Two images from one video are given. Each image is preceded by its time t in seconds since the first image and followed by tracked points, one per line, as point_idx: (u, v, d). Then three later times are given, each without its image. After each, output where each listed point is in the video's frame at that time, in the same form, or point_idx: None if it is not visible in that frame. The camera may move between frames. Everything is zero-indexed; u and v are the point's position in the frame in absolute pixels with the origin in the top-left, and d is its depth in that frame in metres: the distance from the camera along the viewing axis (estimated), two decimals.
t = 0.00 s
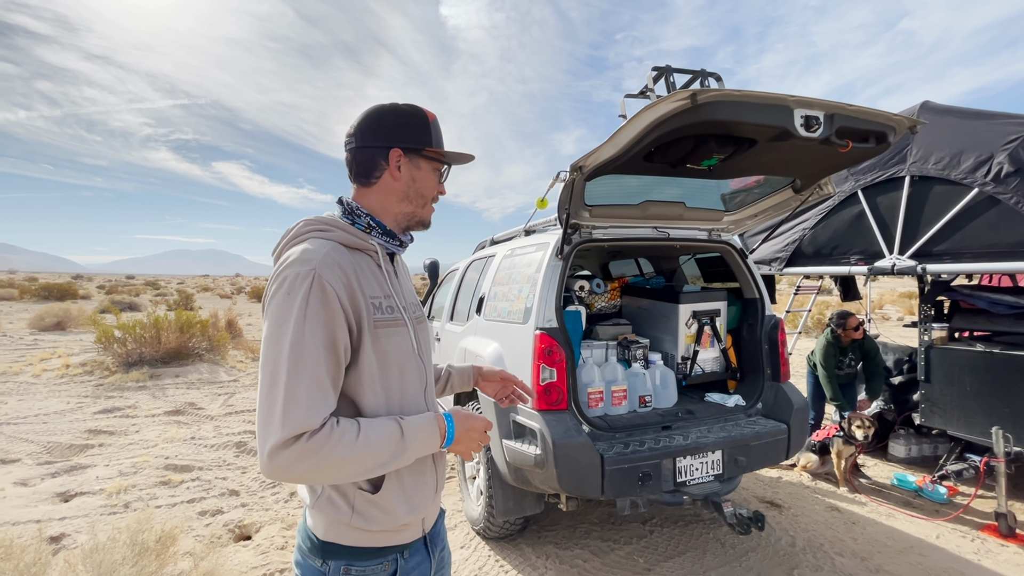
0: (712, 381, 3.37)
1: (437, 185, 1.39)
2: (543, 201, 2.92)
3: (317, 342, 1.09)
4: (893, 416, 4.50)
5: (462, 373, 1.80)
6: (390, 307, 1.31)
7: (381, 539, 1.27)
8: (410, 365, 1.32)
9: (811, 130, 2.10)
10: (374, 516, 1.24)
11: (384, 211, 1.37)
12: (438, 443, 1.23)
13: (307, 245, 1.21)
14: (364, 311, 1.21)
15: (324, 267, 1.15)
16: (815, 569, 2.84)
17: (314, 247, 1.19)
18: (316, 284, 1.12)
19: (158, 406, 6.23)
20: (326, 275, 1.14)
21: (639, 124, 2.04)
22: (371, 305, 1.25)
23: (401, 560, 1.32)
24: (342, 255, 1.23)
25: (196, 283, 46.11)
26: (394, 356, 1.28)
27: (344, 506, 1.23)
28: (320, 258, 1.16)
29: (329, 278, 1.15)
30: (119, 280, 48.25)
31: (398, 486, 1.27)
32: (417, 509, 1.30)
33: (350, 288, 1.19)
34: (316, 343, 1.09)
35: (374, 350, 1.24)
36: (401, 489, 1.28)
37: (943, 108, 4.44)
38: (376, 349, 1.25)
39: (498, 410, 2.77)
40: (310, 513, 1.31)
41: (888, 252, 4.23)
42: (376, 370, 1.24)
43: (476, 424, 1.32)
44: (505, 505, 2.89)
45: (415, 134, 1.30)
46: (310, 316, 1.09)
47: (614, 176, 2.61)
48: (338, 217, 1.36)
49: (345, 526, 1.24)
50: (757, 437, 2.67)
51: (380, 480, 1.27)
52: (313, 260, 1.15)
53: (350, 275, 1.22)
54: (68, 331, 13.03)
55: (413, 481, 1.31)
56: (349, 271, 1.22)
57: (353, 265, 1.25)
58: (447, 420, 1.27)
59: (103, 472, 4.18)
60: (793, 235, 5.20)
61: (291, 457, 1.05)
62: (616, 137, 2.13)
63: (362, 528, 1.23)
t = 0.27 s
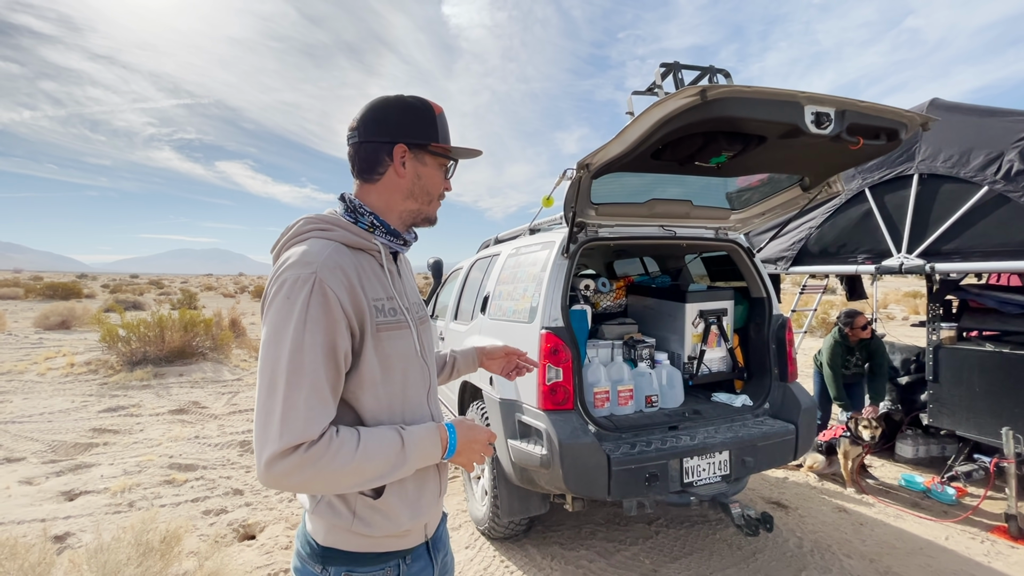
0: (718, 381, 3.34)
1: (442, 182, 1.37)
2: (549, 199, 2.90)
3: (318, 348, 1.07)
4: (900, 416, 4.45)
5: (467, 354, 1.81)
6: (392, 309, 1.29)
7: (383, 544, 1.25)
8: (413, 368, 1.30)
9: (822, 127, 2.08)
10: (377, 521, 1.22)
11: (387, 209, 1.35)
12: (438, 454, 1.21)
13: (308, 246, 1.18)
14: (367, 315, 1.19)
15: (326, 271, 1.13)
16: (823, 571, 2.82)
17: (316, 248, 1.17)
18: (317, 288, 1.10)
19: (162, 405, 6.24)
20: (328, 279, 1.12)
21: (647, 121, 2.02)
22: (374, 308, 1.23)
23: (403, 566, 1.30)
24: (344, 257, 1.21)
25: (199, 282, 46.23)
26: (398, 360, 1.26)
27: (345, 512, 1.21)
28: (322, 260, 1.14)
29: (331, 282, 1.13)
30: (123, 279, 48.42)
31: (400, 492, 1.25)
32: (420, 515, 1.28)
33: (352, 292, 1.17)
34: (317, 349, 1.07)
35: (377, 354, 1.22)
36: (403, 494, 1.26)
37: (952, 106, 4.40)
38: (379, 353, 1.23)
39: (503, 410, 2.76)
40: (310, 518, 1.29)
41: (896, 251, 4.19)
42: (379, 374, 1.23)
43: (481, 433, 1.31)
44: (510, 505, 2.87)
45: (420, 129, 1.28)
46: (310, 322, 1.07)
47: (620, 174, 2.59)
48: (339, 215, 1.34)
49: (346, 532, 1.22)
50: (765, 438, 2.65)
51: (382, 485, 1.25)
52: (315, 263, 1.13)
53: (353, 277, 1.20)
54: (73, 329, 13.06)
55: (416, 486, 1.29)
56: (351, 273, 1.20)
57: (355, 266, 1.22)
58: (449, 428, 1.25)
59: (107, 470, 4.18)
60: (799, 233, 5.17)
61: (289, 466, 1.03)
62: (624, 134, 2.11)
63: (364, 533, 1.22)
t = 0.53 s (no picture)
0: (723, 381, 3.32)
1: (440, 177, 1.34)
2: (553, 197, 2.88)
3: (302, 351, 1.06)
4: (906, 416, 4.41)
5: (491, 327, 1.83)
6: (387, 309, 1.27)
7: (383, 545, 1.24)
8: (410, 367, 1.29)
9: (830, 124, 2.06)
10: (375, 522, 1.21)
11: (384, 207, 1.34)
12: (430, 462, 1.16)
13: (299, 246, 1.18)
14: (357, 315, 1.18)
15: (312, 273, 1.12)
16: (829, 572, 2.80)
17: (305, 249, 1.16)
18: (303, 290, 1.09)
19: (164, 404, 6.24)
20: (313, 281, 1.11)
21: (653, 118, 2.00)
22: (367, 308, 1.22)
23: (404, 567, 1.29)
24: (335, 257, 1.20)
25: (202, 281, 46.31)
26: (392, 360, 1.25)
27: (343, 513, 1.20)
28: (308, 261, 1.13)
29: (317, 283, 1.11)
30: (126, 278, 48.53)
31: (398, 493, 1.24)
32: (420, 516, 1.27)
33: (341, 294, 1.16)
34: (301, 352, 1.06)
35: (369, 354, 1.21)
36: (401, 495, 1.25)
37: (959, 103, 4.37)
38: (372, 353, 1.22)
39: (507, 409, 2.74)
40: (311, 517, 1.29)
41: (902, 249, 4.16)
42: (372, 374, 1.21)
43: (479, 442, 1.24)
44: (514, 505, 2.86)
45: (412, 123, 1.25)
46: (295, 325, 1.06)
47: (624, 172, 2.57)
48: (332, 214, 1.33)
49: (345, 533, 1.22)
50: (771, 437, 2.62)
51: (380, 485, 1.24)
52: (301, 264, 1.12)
53: (342, 277, 1.18)
54: (76, 328, 13.08)
55: (415, 486, 1.27)
56: (341, 273, 1.18)
57: (346, 266, 1.21)
58: (444, 434, 1.19)
59: (111, 469, 4.18)
60: (804, 232, 5.14)
61: (273, 470, 1.03)
62: (629, 131, 2.09)
63: (362, 534, 1.21)
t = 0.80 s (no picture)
0: (726, 380, 3.32)
1: (424, 172, 1.30)
2: (556, 196, 2.87)
3: (282, 348, 1.07)
4: (908, 415, 4.39)
5: (528, 306, 1.80)
6: (378, 306, 1.27)
7: (377, 543, 1.24)
8: (403, 365, 1.28)
9: (835, 122, 2.05)
10: (367, 520, 1.21)
11: (370, 204, 1.33)
12: (413, 466, 1.12)
13: (289, 246, 1.20)
14: (343, 313, 1.18)
15: (296, 272, 1.13)
16: (833, 572, 2.79)
17: (292, 248, 1.18)
18: (285, 289, 1.10)
19: (166, 403, 6.24)
20: (296, 279, 1.11)
21: (657, 116, 1.99)
22: (356, 306, 1.22)
23: (399, 567, 1.28)
24: (324, 255, 1.21)
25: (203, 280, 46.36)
26: (383, 358, 1.24)
27: (337, 509, 1.22)
28: (293, 260, 1.15)
29: (300, 281, 1.12)
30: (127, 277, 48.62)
31: (391, 492, 1.23)
32: (413, 516, 1.25)
33: (326, 292, 1.16)
34: (280, 350, 1.07)
35: (358, 352, 1.20)
36: (394, 494, 1.24)
37: (963, 101, 4.35)
38: (363, 350, 1.21)
39: (509, 408, 2.74)
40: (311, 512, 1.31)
41: (906, 248, 4.15)
42: (363, 371, 1.21)
43: (466, 449, 1.18)
44: (516, 504, 2.85)
45: (391, 116, 1.23)
46: (276, 323, 1.08)
47: (626, 171, 2.56)
48: (326, 215, 1.33)
49: (340, 529, 1.23)
50: (774, 437, 2.62)
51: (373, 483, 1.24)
52: (286, 263, 1.14)
53: (329, 275, 1.19)
54: (78, 327, 13.10)
55: (409, 485, 1.26)
56: (328, 272, 1.19)
57: (334, 264, 1.22)
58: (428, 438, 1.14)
59: (113, 468, 4.19)
60: (806, 231, 5.13)
61: (253, 466, 1.04)
62: (633, 129, 2.08)
63: (356, 531, 1.21)
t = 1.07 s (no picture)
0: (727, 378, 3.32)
1: (372, 161, 1.31)
2: (557, 195, 2.87)
3: (266, 343, 1.11)
4: (909, 414, 4.39)
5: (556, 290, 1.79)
6: (370, 304, 1.28)
7: (367, 539, 1.25)
8: (395, 362, 1.28)
9: (837, 120, 2.05)
10: (356, 515, 1.23)
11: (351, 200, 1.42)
12: (386, 465, 1.09)
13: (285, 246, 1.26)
14: (331, 310, 1.20)
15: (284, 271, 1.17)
16: (834, 570, 2.79)
17: (285, 249, 1.23)
18: (271, 287, 1.15)
19: (168, 402, 6.25)
20: (282, 277, 1.16)
21: (658, 115, 1.99)
22: (346, 304, 1.24)
23: (390, 565, 1.29)
24: (314, 255, 1.25)
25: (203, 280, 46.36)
26: (373, 355, 1.25)
27: (329, 501, 1.25)
28: (283, 259, 1.19)
29: (287, 280, 1.16)
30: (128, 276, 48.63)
31: (381, 489, 1.24)
32: (402, 516, 1.25)
33: (313, 290, 1.19)
34: (264, 345, 1.12)
35: (348, 348, 1.22)
36: (385, 491, 1.25)
37: (965, 99, 4.35)
38: (353, 347, 1.23)
39: (510, 407, 2.74)
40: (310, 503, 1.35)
41: (907, 247, 4.15)
42: (353, 368, 1.22)
43: (444, 449, 1.10)
44: (518, 503, 2.85)
45: (342, 112, 1.30)
46: (262, 319, 1.13)
47: (627, 170, 2.57)
48: (328, 218, 1.37)
49: (332, 521, 1.26)
50: (775, 436, 2.61)
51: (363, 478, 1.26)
52: (276, 262, 1.19)
53: (318, 273, 1.22)
54: (79, 327, 13.12)
55: (399, 484, 1.27)
56: (317, 270, 1.23)
57: (325, 263, 1.25)
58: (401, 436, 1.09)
59: (115, 467, 4.19)
60: (808, 230, 5.13)
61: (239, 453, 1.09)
62: (634, 128, 2.08)
63: (346, 525, 1.24)
